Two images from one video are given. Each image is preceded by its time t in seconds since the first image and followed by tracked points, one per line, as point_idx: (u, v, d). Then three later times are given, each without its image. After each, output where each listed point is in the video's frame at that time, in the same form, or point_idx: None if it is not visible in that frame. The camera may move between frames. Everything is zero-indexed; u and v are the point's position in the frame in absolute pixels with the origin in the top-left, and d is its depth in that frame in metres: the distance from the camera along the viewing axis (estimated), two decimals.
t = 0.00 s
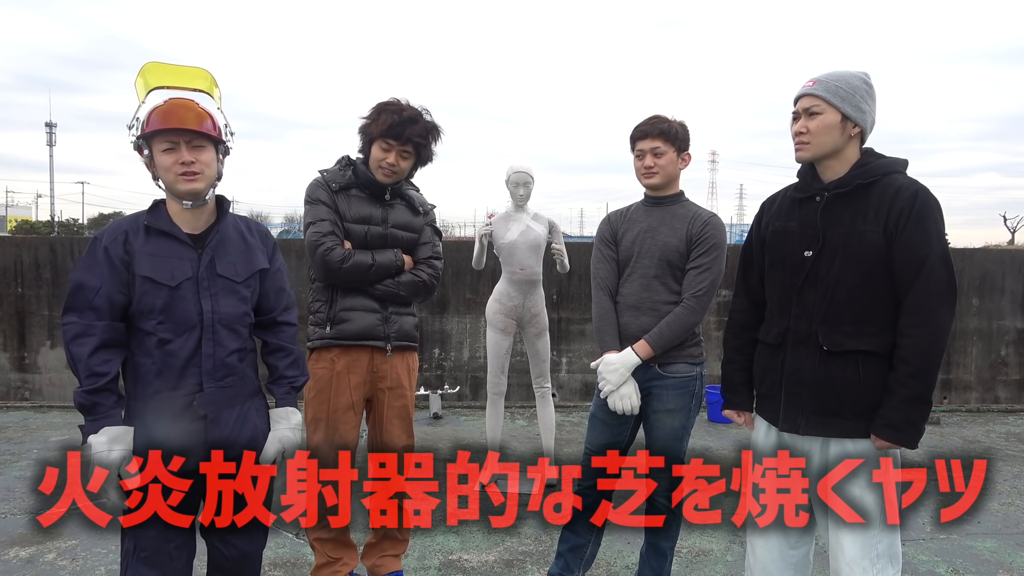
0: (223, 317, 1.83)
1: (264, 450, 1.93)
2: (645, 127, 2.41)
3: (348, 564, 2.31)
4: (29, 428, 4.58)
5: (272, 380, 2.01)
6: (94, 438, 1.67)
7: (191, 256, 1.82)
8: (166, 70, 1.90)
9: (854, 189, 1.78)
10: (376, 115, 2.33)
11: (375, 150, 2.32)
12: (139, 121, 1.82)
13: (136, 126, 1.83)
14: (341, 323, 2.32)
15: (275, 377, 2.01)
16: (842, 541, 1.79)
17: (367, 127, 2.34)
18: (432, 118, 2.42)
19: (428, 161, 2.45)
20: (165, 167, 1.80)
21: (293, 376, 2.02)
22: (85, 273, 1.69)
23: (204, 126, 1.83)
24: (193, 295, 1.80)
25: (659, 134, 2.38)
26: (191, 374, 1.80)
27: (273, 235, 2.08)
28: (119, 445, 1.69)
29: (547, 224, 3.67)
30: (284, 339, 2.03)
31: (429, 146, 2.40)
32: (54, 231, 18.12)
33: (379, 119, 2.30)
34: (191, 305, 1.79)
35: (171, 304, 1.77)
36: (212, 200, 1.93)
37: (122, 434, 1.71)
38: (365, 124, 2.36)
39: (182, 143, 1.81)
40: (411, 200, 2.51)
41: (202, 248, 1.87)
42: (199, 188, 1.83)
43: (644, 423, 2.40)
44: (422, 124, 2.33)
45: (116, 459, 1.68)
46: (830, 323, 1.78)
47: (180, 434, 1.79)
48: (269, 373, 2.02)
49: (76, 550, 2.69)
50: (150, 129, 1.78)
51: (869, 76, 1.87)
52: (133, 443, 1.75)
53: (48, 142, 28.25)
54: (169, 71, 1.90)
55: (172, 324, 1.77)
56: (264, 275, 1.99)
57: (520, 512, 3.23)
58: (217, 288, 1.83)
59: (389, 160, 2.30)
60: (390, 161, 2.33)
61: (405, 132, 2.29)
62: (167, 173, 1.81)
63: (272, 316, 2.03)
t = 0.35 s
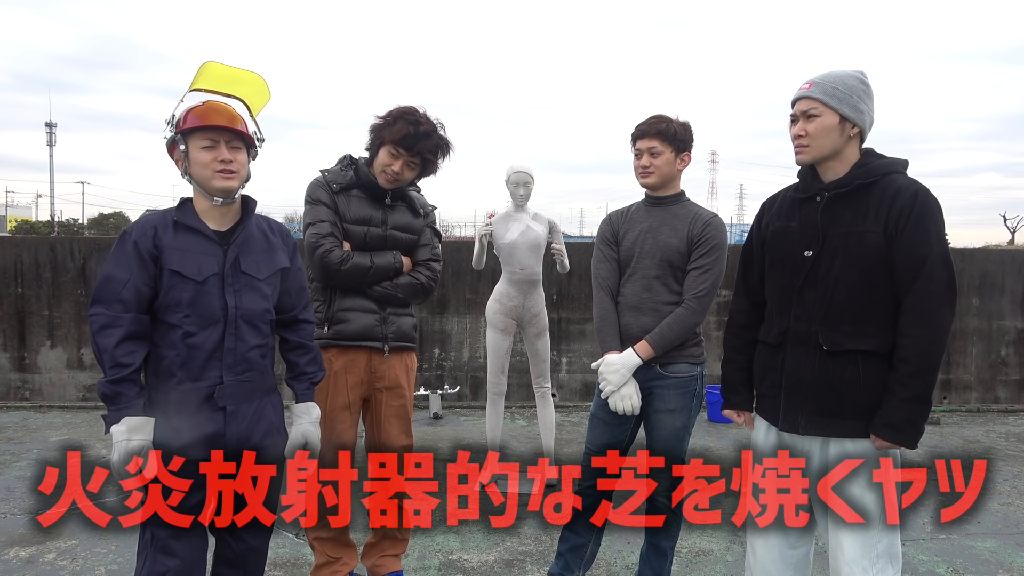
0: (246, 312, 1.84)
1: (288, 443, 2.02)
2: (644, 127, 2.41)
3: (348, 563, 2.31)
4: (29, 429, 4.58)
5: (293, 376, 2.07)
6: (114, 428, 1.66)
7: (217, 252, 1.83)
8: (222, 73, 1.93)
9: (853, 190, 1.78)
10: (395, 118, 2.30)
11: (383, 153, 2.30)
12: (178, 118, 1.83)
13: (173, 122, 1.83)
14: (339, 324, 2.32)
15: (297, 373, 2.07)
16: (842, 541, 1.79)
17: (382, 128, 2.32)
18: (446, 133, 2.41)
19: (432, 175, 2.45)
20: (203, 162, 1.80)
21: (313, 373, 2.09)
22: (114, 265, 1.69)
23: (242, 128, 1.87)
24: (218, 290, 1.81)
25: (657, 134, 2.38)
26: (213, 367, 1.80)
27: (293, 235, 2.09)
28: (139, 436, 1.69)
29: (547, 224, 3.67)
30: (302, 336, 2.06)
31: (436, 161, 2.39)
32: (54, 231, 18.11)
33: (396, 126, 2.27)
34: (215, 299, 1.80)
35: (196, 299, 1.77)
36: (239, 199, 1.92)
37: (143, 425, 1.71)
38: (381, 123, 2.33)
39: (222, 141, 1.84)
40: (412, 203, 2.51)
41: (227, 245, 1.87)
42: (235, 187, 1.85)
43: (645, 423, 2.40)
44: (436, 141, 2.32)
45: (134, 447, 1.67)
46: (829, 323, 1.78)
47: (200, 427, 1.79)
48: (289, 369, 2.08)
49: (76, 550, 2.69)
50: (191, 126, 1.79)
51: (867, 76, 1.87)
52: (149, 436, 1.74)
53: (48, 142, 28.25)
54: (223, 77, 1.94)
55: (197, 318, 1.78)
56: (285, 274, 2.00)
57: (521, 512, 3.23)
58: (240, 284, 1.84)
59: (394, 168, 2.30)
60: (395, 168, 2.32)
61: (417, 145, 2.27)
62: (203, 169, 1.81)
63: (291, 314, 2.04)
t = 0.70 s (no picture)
0: (253, 312, 1.86)
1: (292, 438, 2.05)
2: (645, 127, 2.41)
3: (348, 563, 2.31)
4: (29, 429, 4.58)
5: (288, 374, 2.07)
6: (130, 431, 1.63)
7: (223, 252, 1.84)
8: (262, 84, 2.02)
9: (853, 190, 1.78)
10: (399, 120, 2.30)
11: (385, 155, 2.30)
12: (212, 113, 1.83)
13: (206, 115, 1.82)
14: (337, 323, 2.32)
15: (291, 371, 2.08)
16: (842, 541, 1.79)
17: (387, 129, 2.31)
18: (449, 138, 2.42)
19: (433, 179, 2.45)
20: (236, 161, 1.84)
21: (307, 370, 2.11)
22: (125, 264, 1.66)
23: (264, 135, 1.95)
24: (226, 290, 1.82)
25: (658, 134, 2.37)
26: (223, 366, 1.81)
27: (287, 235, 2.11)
28: (157, 438, 1.67)
29: (547, 223, 3.67)
30: (294, 335, 2.09)
31: (438, 164, 2.39)
32: (54, 231, 18.10)
33: (400, 127, 2.27)
34: (224, 299, 1.81)
35: (207, 298, 1.78)
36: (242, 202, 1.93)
37: (158, 427, 1.68)
38: (385, 124, 2.33)
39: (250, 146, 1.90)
40: (413, 204, 2.51)
41: (231, 245, 1.88)
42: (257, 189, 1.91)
43: (646, 423, 2.40)
44: (439, 145, 2.33)
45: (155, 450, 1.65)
46: (829, 323, 1.78)
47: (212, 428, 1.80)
48: (281, 368, 2.08)
49: (76, 550, 2.69)
50: (225, 123, 1.83)
51: (867, 76, 1.87)
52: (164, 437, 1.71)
53: (48, 142, 28.25)
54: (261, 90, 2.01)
55: (208, 318, 1.78)
56: (284, 275, 2.04)
57: (521, 512, 3.23)
58: (246, 284, 1.86)
59: (396, 170, 2.29)
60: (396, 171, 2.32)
61: (420, 148, 2.28)
62: (234, 167, 1.84)
63: (286, 313, 2.07)
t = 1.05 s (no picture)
0: (233, 312, 1.87)
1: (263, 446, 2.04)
2: (644, 127, 2.41)
3: (347, 563, 2.31)
4: (29, 429, 4.58)
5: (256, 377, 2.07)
6: (143, 427, 1.60)
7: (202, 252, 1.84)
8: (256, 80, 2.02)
9: (853, 189, 1.78)
10: (399, 122, 2.30)
11: (386, 156, 2.30)
12: (189, 111, 1.83)
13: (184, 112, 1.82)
14: (336, 323, 2.32)
15: (259, 374, 2.07)
16: (842, 541, 1.79)
17: (387, 131, 2.32)
18: (450, 139, 2.42)
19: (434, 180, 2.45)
20: (216, 159, 1.84)
21: (273, 372, 2.10)
22: (109, 262, 1.63)
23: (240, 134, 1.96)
24: (206, 291, 1.82)
25: (658, 134, 2.37)
26: (206, 369, 1.81)
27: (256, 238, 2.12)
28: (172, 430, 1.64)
29: (547, 224, 3.66)
30: (263, 337, 2.09)
31: (439, 166, 2.39)
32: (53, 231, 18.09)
33: (402, 129, 2.28)
34: (205, 300, 1.81)
35: (188, 299, 1.77)
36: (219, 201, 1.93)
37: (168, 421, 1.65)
38: (387, 125, 2.34)
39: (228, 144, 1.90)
40: (412, 204, 2.51)
41: (208, 245, 1.88)
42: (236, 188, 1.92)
43: (646, 423, 2.40)
44: (440, 147, 2.33)
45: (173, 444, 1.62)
46: (830, 322, 1.78)
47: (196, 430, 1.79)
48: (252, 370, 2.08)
49: (76, 550, 2.69)
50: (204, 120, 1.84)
51: (868, 76, 1.87)
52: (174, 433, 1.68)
53: (48, 142, 28.24)
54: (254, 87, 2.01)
55: (189, 319, 1.78)
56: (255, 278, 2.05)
57: (521, 512, 3.23)
58: (225, 285, 1.87)
59: (397, 171, 2.30)
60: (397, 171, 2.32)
61: (422, 150, 2.28)
62: (215, 164, 1.84)
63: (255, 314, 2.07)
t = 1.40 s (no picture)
0: (183, 314, 1.85)
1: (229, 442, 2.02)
2: (641, 127, 2.41)
3: (347, 563, 2.31)
4: (29, 429, 4.58)
5: (219, 371, 2.06)
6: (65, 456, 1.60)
7: (142, 255, 1.80)
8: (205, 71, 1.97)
9: (853, 189, 1.78)
10: (400, 122, 2.31)
11: (387, 157, 2.30)
12: (137, 109, 1.79)
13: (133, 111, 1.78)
14: (336, 323, 2.32)
15: (222, 368, 2.07)
16: (842, 540, 1.79)
17: (387, 131, 2.32)
18: (450, 139, 2.42)
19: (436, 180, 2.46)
20: (163, 159, 1.84)
21: (238, 364, 2.10)
22: (36, 281, 1.60)
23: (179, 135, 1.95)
24: (151, 295, 1.79)
25: (654, 134, 2.38)
26: (158, 376, 1.80)
27: (204, 230, 2.09)
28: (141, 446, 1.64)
29: (547, 223, 3.66)
30: (223, 328, 2.08)
31: (440, 166, 2.39)
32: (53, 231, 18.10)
33: (402, 130, 2.28)
34: (151, 306, 1.79)
35: (133, 307, 1.75)
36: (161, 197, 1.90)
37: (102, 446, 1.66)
38: (387, 126, 2.34)
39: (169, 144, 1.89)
40: (413, 204, 2.51)
41: (149, 246, 1.85)
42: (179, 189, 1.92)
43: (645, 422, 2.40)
44: (440, 147, 2.33)
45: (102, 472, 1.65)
46: (829, 322, 1.78)
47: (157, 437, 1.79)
48: (213, 364, 2.07)
49: (76, 549, 2.69)
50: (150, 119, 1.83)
51: (868, 76, 1.87)
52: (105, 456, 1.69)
53: (48, 142, 28.24)
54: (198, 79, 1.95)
55: (135, 328, 1.75)
56: (207, 269, 2.03)
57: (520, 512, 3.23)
58: (171, 286, 1.85)
59: (398, 172, 2.30)
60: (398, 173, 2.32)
61: (422, 151, 2.28)
62: (161, 165, 1.83)
63: (212, 307, 2.05)
